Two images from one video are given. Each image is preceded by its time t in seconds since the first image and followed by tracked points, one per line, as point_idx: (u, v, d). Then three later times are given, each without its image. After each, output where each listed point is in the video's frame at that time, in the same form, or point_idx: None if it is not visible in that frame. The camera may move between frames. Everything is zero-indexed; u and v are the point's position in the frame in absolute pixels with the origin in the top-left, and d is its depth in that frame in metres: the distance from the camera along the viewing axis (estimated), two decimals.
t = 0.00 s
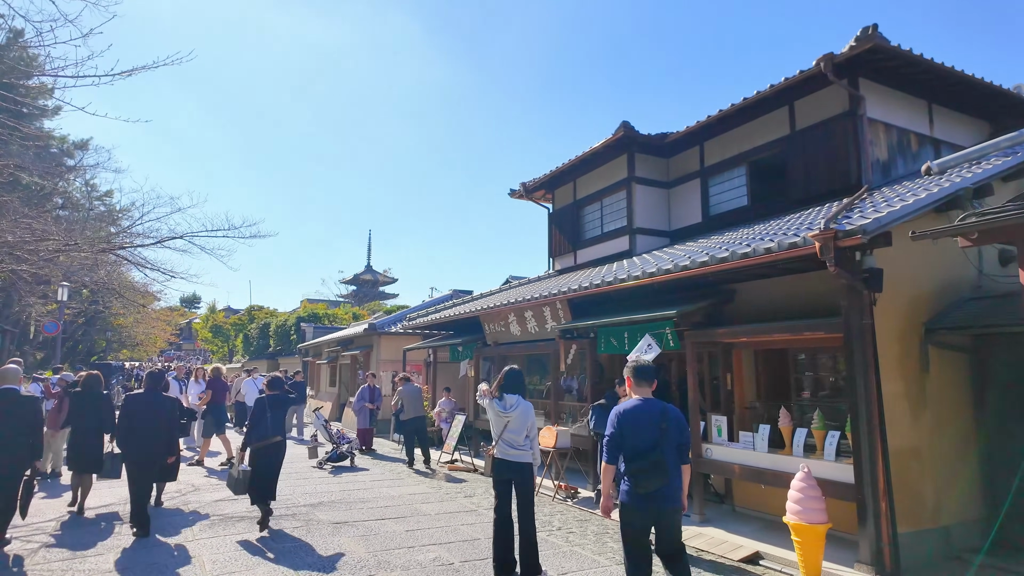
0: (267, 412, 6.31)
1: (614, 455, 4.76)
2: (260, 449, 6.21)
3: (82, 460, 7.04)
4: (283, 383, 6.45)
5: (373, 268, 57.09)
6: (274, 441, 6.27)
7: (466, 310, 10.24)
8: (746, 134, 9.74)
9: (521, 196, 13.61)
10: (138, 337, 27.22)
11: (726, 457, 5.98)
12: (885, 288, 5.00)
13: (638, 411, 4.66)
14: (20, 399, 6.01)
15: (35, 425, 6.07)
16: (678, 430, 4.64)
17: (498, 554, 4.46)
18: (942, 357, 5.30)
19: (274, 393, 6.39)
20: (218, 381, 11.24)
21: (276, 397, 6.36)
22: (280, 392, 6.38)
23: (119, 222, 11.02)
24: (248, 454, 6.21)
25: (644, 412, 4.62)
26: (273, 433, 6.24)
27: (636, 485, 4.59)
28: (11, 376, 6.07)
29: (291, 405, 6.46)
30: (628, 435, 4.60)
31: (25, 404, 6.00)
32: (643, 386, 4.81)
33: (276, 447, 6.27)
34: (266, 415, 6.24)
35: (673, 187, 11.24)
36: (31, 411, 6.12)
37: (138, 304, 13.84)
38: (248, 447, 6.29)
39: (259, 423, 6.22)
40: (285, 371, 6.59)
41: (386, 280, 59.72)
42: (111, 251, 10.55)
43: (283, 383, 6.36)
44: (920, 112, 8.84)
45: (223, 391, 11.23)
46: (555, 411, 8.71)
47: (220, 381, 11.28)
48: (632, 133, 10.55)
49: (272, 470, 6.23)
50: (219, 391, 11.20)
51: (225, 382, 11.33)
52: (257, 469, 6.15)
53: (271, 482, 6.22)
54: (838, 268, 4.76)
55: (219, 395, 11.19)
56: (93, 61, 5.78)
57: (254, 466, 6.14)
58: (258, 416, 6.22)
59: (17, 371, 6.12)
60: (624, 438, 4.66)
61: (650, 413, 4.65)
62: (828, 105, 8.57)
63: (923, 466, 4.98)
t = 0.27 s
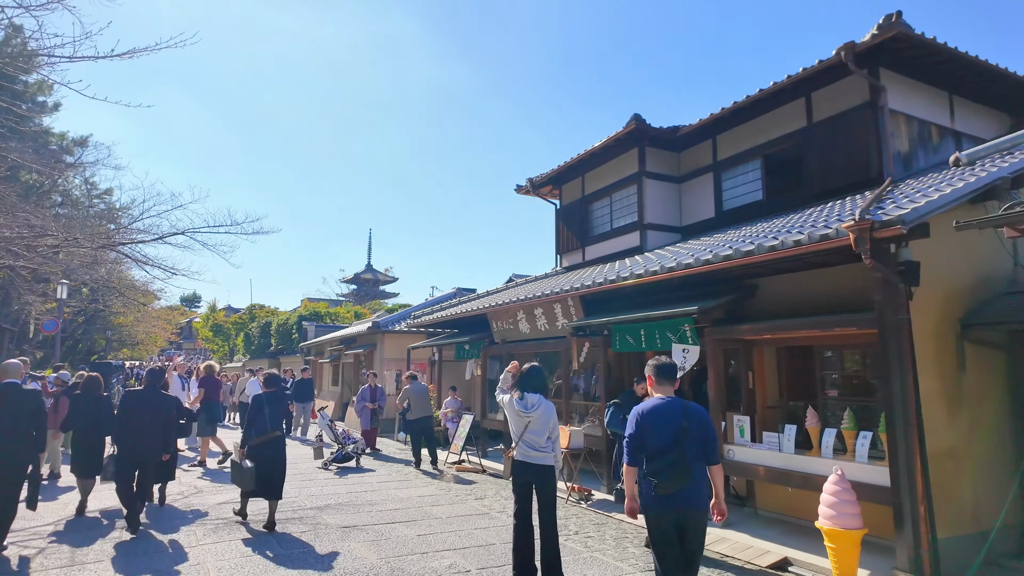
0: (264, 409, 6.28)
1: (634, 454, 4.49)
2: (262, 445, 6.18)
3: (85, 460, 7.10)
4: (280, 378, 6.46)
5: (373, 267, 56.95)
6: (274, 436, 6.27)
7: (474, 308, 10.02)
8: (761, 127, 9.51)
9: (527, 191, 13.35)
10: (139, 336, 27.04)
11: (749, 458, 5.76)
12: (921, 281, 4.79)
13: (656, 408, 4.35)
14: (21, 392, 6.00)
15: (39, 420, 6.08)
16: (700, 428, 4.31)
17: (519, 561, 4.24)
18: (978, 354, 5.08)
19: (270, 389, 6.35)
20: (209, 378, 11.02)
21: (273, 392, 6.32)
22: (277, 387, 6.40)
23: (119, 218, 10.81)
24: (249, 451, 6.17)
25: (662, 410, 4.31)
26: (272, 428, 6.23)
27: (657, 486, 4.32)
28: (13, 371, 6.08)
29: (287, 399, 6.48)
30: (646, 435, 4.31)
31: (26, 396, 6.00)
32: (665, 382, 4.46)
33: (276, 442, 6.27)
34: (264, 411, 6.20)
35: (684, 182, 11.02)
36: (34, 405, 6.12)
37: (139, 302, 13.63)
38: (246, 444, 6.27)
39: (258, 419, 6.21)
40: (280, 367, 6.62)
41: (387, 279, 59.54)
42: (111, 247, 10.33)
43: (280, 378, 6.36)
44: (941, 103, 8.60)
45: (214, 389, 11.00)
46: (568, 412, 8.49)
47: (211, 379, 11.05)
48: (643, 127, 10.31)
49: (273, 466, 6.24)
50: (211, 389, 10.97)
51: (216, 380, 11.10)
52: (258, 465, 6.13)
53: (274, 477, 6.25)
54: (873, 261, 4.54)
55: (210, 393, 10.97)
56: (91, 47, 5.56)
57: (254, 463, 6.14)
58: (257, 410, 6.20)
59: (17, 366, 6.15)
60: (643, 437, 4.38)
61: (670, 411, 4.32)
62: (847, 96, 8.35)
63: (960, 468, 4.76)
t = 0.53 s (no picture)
0: (259, 414, 6.39)
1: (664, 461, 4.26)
2: (257, 451, 6.28)
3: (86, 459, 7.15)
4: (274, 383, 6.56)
5: (375, 267, 56.74)
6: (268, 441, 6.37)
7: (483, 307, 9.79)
8: (779, 122, 9.29)
9: (536, 188, 13.12)
10: (140, 336, 26.83)
11: (777, 464, 5.54)
12: (964, 280, 4.56)
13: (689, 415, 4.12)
14: (20, 399, 5.84)
15: (40, 424, 6.00)
16: (736, 438, 4.07)
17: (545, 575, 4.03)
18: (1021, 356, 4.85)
19: (265, 395, 6.47)
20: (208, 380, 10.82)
21: (267, 397, 6.44)
22: (271, 391, 6.52)
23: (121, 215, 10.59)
24: (245, 457, 6.29)
25: (696, 417, 4.08)
26: (267, 433, 6.35)
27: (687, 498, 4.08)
28: (14, 378, 5.89)
29: (281, 404, 6.60)
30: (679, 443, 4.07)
31: (27, 404, 5.85)
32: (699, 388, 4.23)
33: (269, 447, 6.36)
34: (259, 416, 6.32)
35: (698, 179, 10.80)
36: (34, 411, 5.97)
37: (140, 302, 13.41)
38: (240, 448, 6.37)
39: (253, 425, 6.33)
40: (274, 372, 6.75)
41: (388, 278, 59.35)
42: (112, 246, 10.11)
43: (275, 383, 6.49)
44: (965, 98, 8.37)
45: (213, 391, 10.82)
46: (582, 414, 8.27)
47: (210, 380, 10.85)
48: (658, 122, 10.06)
49: (267, 470, 6.32)
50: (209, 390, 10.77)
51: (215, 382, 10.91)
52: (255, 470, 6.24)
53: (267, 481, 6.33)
54: (917, 258, 4.31)
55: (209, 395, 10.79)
56: (92, 35, 5.33)
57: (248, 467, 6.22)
58: (252, 416, 6.32)
59: (19, 372, 5.93)
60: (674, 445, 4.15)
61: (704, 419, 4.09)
62: (869, 90, 8.12)
63: (1006, 476, 4.53)
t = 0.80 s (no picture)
0: (262, 407, 6.48)
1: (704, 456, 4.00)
2: (259, 443, 6.33)
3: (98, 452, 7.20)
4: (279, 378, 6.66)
5: (377, 266, 56.56)
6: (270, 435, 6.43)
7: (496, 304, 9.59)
8: (800, 115, 9.08)
9: (546, 184, 12.91)
10: (143, 335, 26.66)
11: (811, 464, 5.35)
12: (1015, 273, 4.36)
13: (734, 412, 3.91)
14: (25, 395, 5.82)
15: (48, 423, 5.91)
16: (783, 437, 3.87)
17: None
18: None
19: (269, 389, 6.56)
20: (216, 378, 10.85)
21: (271, 391, 6.53)
22: (276, 385, 6.60)
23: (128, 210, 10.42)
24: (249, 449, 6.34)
25: (741, 412, 3.88)
26: (269, 427, 6.41)
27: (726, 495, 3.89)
28: (19, 372, 5.96)
29: (285, 400, 6.67)
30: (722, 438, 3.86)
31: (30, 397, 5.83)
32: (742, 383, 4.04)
33: (270, 441, 6.41)
34: (262, 410, 6.41)
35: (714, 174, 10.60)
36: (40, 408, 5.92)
37: (145, 300, 13.23)
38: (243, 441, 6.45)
39: (255, 417, 6.42)
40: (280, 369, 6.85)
41: (391, 278, 59.17)
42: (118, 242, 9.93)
43: (279, 378, 6.59)
44: (993, 89, 8.16)
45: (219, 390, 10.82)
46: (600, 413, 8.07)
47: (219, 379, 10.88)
48: (675, 115, 9.85)
49: (267, 464, 6.36)
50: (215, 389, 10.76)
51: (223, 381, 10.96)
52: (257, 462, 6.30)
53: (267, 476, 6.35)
54: (969, 249, 4.10)
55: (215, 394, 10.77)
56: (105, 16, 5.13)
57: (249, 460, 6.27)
58: (255, 408, 6.41)
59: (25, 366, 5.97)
60: (715, 439, 3.94)
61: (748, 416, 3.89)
62: (895, 80, 7.91)
63: None
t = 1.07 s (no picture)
0: (267, 410, 6.37)
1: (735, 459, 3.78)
2: (263, 446, 6.23)
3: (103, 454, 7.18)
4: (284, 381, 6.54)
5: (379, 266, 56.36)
6: (274, 439, 6.30)
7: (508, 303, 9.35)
8: (821, 108, 8.85)
9: (556, 181, 12.67)
10: (145, 334, 26.44)
11: (848, 469, 5.14)
12: None
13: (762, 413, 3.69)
14: (28, 393, 5.85)
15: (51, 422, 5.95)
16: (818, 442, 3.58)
17: None
18: None
19: (275, 392, 6.45)
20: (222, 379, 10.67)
21: (277, 394, 6.42)
22: (281, 388, 6.49)
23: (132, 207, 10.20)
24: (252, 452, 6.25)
25: (770, 414, 3.64)
26: (273, 430, 6.29)
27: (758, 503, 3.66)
28: (25, 372, 5.97)
29: (292, 403, 6.54)
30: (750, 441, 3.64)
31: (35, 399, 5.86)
32: (776, 384, 3.79)
33: (275, 445, 6.28)
34: (267, 412, 6.29)
35: (730, 170, 10.36)
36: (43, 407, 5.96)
37: (148, 299, 13.00)
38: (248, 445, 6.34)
39: (260, 420, 6.29)
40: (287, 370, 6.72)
41: (392, 277, 58.95)
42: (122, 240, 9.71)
43: (285, 381, 6.47)
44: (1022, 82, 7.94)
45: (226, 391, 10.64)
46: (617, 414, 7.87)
47: (225, 379, 10.70)
48: (692, 109, 9.61)
49: (270, 468, 6.24)
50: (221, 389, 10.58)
51: (229, 381, 10.79)
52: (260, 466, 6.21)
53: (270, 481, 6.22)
54: None
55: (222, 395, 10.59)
56: None
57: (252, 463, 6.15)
58: (260, 412, 6.29)
59: (32, 367, 5.97)
60: (747, 443, 3.71)
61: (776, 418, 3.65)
62: (922, 72, 7.69)
63: None
